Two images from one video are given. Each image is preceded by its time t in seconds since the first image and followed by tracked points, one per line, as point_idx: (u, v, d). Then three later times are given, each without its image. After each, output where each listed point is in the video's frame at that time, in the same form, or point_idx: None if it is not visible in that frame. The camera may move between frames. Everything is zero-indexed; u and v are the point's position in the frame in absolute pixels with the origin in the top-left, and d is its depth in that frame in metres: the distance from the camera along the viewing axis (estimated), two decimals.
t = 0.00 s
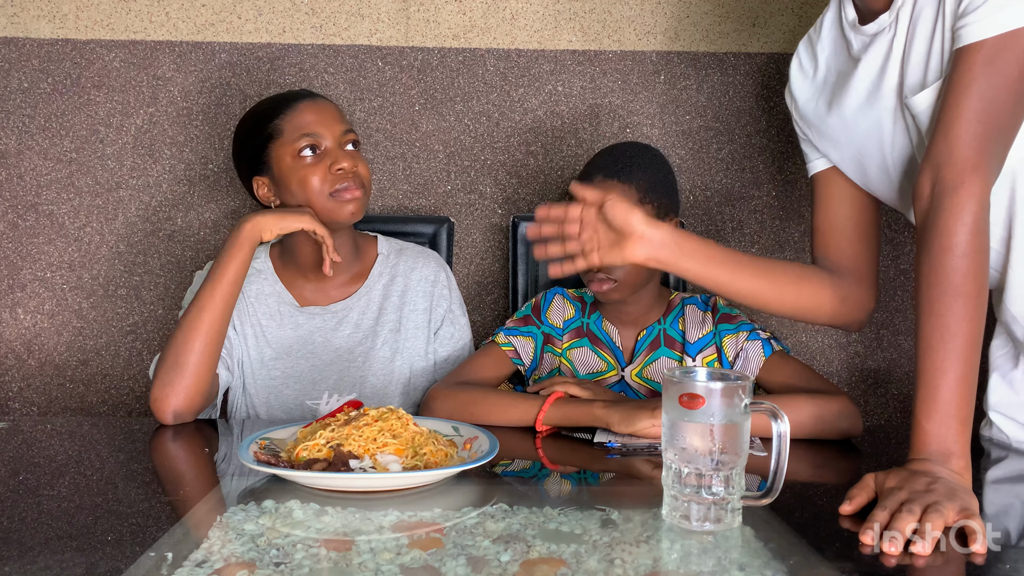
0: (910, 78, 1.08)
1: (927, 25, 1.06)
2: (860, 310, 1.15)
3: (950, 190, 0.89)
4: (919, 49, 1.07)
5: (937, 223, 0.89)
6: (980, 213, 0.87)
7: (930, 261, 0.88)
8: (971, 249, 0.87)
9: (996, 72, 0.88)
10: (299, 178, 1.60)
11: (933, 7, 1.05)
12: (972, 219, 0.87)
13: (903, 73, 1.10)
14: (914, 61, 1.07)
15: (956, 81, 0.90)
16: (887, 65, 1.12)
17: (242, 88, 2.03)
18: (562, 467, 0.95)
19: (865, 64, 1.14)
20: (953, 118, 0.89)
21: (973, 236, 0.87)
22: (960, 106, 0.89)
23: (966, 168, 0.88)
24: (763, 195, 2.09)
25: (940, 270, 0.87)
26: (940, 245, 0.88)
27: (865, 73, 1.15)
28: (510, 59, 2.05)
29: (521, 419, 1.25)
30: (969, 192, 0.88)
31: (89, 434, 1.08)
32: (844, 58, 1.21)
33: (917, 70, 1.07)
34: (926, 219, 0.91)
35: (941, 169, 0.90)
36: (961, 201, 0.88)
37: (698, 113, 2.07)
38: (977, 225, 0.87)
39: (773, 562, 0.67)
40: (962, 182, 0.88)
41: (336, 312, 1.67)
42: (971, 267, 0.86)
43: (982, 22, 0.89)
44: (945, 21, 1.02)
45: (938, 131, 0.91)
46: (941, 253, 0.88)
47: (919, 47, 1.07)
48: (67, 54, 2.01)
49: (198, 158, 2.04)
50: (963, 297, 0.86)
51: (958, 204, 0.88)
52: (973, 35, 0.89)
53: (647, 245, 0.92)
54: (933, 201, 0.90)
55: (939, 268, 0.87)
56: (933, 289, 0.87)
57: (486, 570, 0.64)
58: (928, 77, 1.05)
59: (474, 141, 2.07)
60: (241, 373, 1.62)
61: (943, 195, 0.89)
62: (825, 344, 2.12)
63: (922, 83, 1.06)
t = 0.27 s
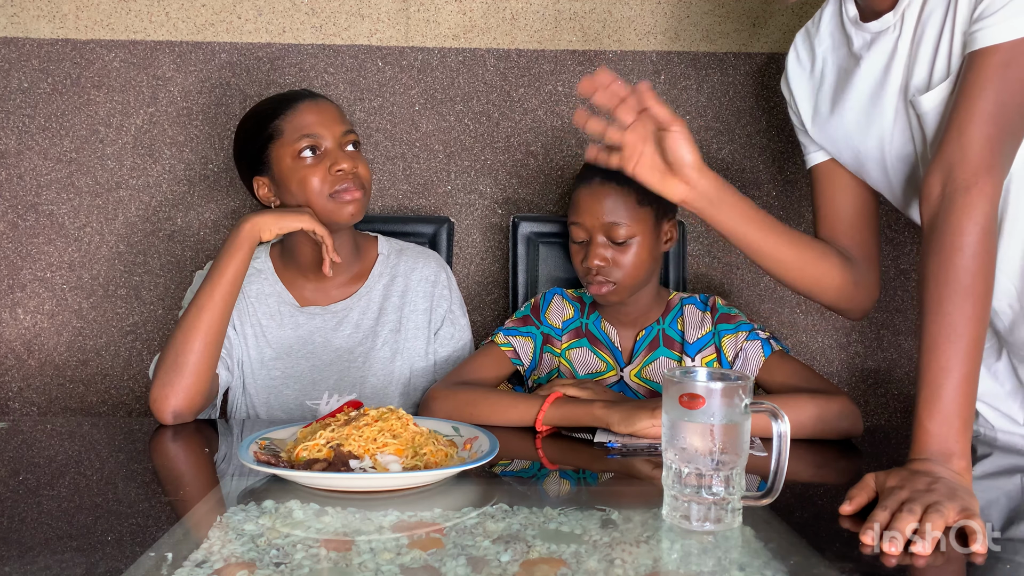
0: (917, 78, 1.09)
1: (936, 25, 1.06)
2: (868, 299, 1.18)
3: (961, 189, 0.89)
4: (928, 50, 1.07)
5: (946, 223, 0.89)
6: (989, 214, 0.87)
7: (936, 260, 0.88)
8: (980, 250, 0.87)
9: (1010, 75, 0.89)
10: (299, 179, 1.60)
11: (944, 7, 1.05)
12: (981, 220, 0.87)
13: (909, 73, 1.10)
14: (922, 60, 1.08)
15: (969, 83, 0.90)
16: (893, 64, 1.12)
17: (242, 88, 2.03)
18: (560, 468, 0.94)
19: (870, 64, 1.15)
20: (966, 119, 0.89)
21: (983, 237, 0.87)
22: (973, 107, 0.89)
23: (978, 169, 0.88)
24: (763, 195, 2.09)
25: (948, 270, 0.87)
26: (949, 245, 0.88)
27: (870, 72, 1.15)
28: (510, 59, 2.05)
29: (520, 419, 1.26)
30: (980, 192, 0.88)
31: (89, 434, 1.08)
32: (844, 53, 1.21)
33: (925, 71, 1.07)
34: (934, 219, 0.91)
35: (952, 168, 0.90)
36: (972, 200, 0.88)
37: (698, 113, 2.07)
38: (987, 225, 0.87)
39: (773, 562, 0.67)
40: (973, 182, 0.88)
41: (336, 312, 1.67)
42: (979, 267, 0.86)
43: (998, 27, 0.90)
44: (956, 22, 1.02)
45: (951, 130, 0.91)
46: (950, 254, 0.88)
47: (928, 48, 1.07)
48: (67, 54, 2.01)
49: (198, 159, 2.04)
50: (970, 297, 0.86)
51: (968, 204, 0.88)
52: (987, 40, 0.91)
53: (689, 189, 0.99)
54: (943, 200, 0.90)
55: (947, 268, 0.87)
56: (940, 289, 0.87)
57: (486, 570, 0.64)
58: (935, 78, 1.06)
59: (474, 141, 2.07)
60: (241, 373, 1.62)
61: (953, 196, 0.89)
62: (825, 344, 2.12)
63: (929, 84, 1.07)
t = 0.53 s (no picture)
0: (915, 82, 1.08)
1: (933, 31, 1.05)
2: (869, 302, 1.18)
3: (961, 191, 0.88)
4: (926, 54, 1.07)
5: (946, 224, 0.89)
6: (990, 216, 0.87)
7: (937, 261, 0.88)
8: (982, 250, 0.87)
9: (1012, 77, 0.89)
10: (298, 180, 1.60)
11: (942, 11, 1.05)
12: (981, 221, 0.87)
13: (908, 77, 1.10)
14: (921, 64, 1.07)
15: (971, 85, 0.91)
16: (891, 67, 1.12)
17: (242, 88, 2.03)
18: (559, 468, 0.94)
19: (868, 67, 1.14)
20: (968, 119, 0.89)
21: (985, 238, 0.87)
22: (975, 109, 0.89)
23: (980, 171, 0.88)
24: (763, 195, 2.09)
25: (949, 270, 0.87)
26: (950, 246, 0.88)
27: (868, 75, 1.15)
28: (510, 59, 2.05)
29: (520, 418, 1.26)
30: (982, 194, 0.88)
31: (89, 434, 1.08)
32: (838, 58, 1.21)
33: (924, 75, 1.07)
34: (935, 220, 0.91)
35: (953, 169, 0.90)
36: (973, 202, 0.88)
37: (698, 113, 2.07)
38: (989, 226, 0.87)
39: (773, 562, 0.67)
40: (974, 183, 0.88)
41: (336, 313, 1.67)
42: (980, 267, 0.86)
43: (1001, 30, 0.90)
44: (955, 25, 1.01)
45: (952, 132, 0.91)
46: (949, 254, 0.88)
47: (927, 52, 1.06)
48: (67, 54, 2.01)
49: (198, 159, 2.04)
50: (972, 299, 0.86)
51: (968, 206, 0.88)
52: (989, 44, 0.90)
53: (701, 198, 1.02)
54: (944, 201, 0.90)
55: (948, 268, 0.87)
56: (941, 289, 0.87)
57: (487, 570, 0.64)
58: (934, 83, 1.05)
59: (474, 141, 2.07)
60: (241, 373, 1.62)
61: (955, 197, 0.89)
62: (825, 344, 2.12)
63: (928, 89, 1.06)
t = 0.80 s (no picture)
0: (920, 78, 1.08)
1: (939, 25, 1.05)
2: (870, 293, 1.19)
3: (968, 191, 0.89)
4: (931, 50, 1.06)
5: (952, 223, 0.89)
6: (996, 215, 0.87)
7: (942, 260, 0.88)
8: (987, 250, 0.87)
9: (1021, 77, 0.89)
10: (297, 181, 1.60)
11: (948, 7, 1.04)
12: (986, 221, 0.87)
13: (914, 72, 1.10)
14: (925, 61, 1.07)
15: (979, 84, 0.90)
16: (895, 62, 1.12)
17: (243, 88, 2.03)
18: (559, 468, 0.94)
19: (873, 61, 1.14)
20: (975, 119, 0.89)
21: (990, 238, 0.87)
22: (983, 108, 0.89)
23: (988, 171, 0.88)
24: (763, 195, 2.09)
25: (954, 270, 0.87)
26: (955, 245, 0.88)
27: (873, 69, 1.15)
28: (510, 59, 2.05)
29: (520, 419, 1.26)
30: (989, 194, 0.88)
31: (89, 434, 1.08)
32: (846, 49, 1.21)
33: (928, 72, 1.07)
34: (941, 218, 0.91)
35: (960, 168, 0.90)
36: (979, 202, 0.88)
37: (699, 113, 2.07)
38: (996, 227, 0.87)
39: (773, 562, 0.67)
40: (982, 183, 0.88)
41: (337, 313, 1.67)
42: (985, 268, 0.86)
43: (1009, 29, 0.89)
44: (960, 23, 1.01)
45: (959, 131, 0.91)
46: (953, 253, 0.88)
47: (932, 49, 1.06)
48: (67, 54, 2.01)
49: (198, 159, 2.04)
50: (976, 299, 0.86)
51: (975, 205, 0.88)
52: (997, 42, 0.90)
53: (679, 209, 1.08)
54: (950, 199, 0.90)
55: (952, 268, 0.87)
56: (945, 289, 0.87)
57: (487, 570, 0.64)
58: (938, 81, 1.05)
59: (474, 141, 2.07)
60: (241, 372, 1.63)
61: (960, 196, 0.89)
62: (825, 344, 2.12)
63: (933, 87, 1.06)
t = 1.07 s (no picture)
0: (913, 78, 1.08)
1: (929, 23, 1.05)
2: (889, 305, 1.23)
3: (948, 190, 0.89)
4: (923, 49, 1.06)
5: (936, 223, 0.89)
6: (978, 214, 0.87)
7: (930, 260, 0.88)
8: (971, 249, 0.87)
9: (994, 74, 0.88)
10: (298, 182, 1.60)
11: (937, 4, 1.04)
12: (967, 220, 0.87)
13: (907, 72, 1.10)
14: (917, 60, 1.07)
15: (955, 81, 0.90)
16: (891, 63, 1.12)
17: (243, 88, 2.03)
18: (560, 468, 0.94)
19: (869, 62, 1.15)
20: (951, 119, 0.89)
21: (973, 236, 0.87)
22: (958, 108, 0.89)
23: (966, 169, 0.88)
24: (763, 195, 2.09)
25: (942, 269, 0.87)
26: (941, 245, 0.88)
27: (870, 70, 1.15)
28: (510, 59, 2.05)
29: (521, 419, 1.26)
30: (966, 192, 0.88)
31: (89, 434, 1.08)
32: (849, 56, 1.21)
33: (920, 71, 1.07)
34: (926, 219, 0.91)
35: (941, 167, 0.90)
36: (958, 202, 0.88)
37: (699, 113, 2.07)
38: (978, 225, 0.87)
39: (773, 562, 0.67)
40: (964, 182, 0.88)
41: (338, 314, 1.67)
42: (971, 266, 0.86)
43: (981, 23, 0.89)
44: (946, 21, 1.01)
45: (938, 130, 0.91)
46: (941, 253, 0.88)
47: (923, 47, 1.06)
48: (67, 54, 2.01)
49: (198, 158, 2.04)
50: (966, 298, 0.86)
51: (955, 204, 0.88)
52: (972, 37, 0.90)
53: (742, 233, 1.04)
54: (933, 200, 0.90)
55: (939, 268, 0.87)
56: (934, 288, 0.87)
57: (486, 570, 0.64)
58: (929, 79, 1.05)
59: (474, 141, 2.07)
60: (242, 372, 1.63)
61: (942, 197, 0.89)
62: (825, 345, 2.12)
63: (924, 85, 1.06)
